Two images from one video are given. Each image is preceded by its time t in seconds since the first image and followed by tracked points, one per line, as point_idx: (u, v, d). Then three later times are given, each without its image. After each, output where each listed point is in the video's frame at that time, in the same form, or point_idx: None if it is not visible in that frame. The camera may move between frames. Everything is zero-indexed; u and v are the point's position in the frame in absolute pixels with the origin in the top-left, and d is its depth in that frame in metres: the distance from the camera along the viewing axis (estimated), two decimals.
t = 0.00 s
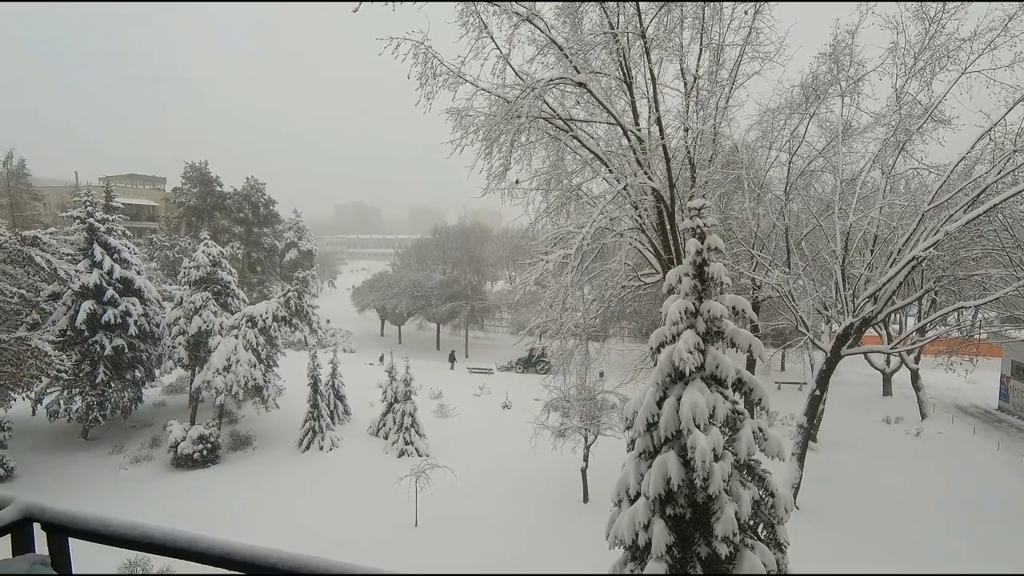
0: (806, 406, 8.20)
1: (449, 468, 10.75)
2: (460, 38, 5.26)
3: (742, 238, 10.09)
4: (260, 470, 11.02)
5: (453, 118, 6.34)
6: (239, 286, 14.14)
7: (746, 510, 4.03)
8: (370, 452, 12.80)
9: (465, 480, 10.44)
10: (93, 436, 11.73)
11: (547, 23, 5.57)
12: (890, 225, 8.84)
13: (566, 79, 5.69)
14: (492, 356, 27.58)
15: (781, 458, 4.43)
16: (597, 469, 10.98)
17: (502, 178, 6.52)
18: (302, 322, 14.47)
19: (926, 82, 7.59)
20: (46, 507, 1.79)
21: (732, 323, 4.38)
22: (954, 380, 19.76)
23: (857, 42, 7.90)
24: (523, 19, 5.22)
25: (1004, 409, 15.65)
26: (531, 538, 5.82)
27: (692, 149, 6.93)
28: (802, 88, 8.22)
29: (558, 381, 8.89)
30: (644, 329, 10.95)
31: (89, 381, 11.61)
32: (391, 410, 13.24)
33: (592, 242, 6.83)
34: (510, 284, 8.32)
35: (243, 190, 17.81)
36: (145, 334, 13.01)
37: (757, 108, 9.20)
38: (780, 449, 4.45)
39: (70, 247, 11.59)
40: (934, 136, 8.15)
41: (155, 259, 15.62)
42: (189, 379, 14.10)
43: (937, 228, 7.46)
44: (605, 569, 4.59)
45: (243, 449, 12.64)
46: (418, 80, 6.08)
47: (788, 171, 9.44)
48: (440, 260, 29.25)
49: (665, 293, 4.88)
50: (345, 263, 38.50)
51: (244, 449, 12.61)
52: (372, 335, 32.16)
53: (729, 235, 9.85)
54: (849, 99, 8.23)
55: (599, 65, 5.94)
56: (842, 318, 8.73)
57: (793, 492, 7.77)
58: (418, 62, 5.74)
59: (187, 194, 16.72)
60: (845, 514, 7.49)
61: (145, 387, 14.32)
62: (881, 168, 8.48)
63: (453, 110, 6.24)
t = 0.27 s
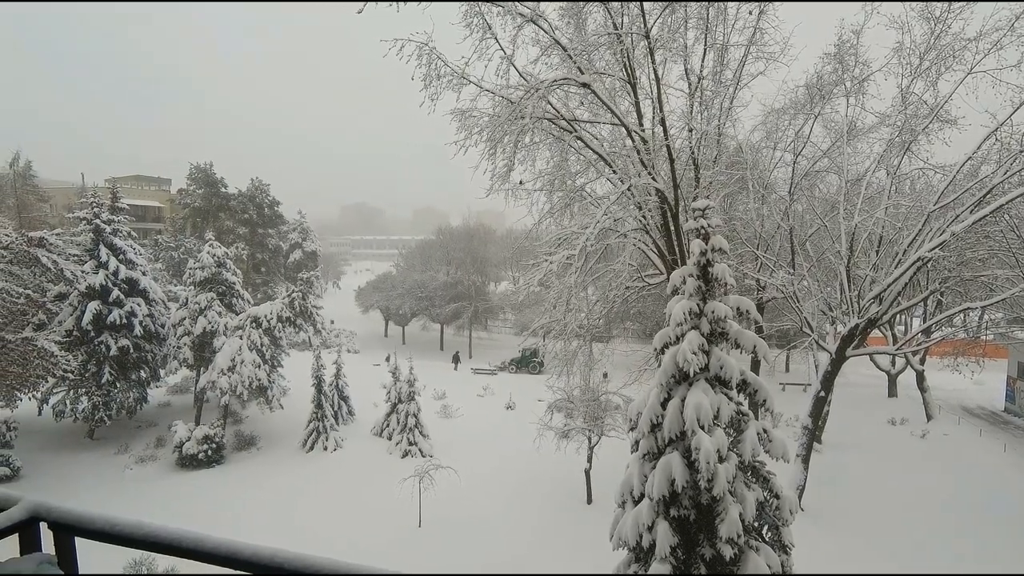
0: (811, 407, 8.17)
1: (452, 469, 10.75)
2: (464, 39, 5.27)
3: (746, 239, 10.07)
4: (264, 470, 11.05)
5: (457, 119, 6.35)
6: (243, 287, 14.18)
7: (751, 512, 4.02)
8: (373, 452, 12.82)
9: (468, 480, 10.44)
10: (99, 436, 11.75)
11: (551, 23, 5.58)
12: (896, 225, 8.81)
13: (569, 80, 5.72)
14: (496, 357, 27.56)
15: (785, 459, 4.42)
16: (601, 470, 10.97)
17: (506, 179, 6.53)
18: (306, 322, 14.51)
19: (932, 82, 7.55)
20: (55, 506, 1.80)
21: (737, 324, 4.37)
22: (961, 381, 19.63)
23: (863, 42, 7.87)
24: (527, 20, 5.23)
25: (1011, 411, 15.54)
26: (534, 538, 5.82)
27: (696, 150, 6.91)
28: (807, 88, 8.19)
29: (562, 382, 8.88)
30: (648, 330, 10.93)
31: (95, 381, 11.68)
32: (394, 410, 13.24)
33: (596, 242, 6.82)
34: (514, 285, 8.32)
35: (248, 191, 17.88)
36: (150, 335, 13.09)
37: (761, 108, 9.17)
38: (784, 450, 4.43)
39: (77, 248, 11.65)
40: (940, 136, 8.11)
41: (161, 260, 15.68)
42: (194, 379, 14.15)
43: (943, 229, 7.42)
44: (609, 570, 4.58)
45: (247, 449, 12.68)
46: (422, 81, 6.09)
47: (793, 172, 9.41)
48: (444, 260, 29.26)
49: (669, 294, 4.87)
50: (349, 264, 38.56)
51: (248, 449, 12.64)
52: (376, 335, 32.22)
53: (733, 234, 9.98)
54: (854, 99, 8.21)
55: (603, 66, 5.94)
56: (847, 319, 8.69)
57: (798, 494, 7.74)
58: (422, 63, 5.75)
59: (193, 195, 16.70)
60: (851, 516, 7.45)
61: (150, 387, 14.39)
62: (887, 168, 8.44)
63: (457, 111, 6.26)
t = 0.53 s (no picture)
0: (813, 407, 8.15)
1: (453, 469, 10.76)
2: (465, 39, 5.27)
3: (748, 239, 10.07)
4: (265, 469, 11.06)
5: (459, 118, 6.35)
6: (244, 287, 14.18)
7: (752, 512, 4.01)
8: (375, 452, 12.82)
9: (470, 480, 10.44)
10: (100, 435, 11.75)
11: (553, 23, 5.58)
12: (898, 225, 8.80)
13: (572, 79, 5.71)
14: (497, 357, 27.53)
15: (787, 459, 4.42)
16: (602, 469, 10.97)
17: (508, 179, 6.53)
18: (308, 322, 14.56)
19: (934, 82, 7.54)
20: (55, 507, 1.80)
21: (738, 324, 4.37)
22: (962, 381, 19.59)
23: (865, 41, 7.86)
24: (529, 19, 5.22)
25: (1013, 411, 15.51)
26: (535, 538, 5.82)
27: (698, 150, 6.91)
28: (809, 88, 8.18)
29: (563, 381, 8.89)
30: (649, 330, 10.92)
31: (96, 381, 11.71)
32: (396, 410, 13.24)
33: (598, 242, 6.83)
34: (515, 285, 8.31)
35: (249, 191, 17.91)
36: (152, 334, 13.08)
37: (763, 108, 9.16)
38: (786, 450, 4.43)
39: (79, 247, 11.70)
40: (942, 135, 8.11)
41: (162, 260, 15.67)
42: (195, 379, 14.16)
43: (945, 228, 7.41)
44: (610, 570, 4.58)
45: (248, 448, 12.69)
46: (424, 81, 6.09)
47: (794, 171, 9.41)
48: (445, 260, 29.24)
49: (670, 294, 4.87)
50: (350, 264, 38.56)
51: (249, 449, 12.65)
52: (377, 335, 32.25)
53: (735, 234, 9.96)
54: (856, 99, 8.19)
55: (604, 65, 5.94)
56: (849, 319, 8.69)
57: (800, 494, 7.74)
58: (424, 63, 5.75)
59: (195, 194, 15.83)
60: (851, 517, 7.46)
61: (152, 387, 14.40)
62: (889, 168, 8.44)
63: (459, 110, 6.26)
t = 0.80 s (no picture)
0: (810, 404, 8.18)
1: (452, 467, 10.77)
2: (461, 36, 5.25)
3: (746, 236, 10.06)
4: (263, 468, 11.05)
5: (455, 116, 6.34)
6: (242, 286, 14.12)
7: (751, 509, 4.02)
8: (373, 451, 12.82)
9: (468, 478, 10.44)
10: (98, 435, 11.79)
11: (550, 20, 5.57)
12: (895, 222, 8.82)
13: (569, 76, 5.69)
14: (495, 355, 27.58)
15: (785, 456, 4.43)
16: (600, 467, 10.99)
17: (505, 176, 6.55)
18: (306, 321, 14.45)
19: (931, 78, 7.55)
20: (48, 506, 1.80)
21: (736, 320, 4.38)
22: (959, 377, 19.67)
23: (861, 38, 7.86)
24: (526, 17, 5.23)
25: (1009, 407, 15.58)
26: (533, 536, 5.81)
27: (695, 147, 6.90)
28: (806, 84, 8.18)
29: (561, 379, 8.92)
30: (647, 327, 10.94)
31: (93, 380, 11.70)
32: (394, 408, 13.23)
33: (595, 239, 6.84)
34: (513, 282, 8.32)
35: (245, 189, 17.84)
36: (149, 334, 13.02)
37: (760, 105, 9.18)
38: (784, 447, 4.45)
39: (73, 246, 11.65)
40: (938, 132, 8.12)
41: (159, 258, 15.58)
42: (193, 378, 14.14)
43: (941, 225, 7.42)
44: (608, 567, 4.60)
45: (247, 447, 12.68)
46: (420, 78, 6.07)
47: (791, 168, 9.42)
48: (443, 258, 29.27)
49: (669, 291, 4.87)
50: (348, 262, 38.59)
51: (248, 448, 12.65)
52: (375, 333, 32.26)
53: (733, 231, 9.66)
54: (853, 96, 8.20)
55: (601, 62, 5.99)
56: (846, 315, 8.72)
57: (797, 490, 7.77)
58: (421, 60, 5.74)
59: (191, 193, 16.17)
60: (849, 513, 7.48)
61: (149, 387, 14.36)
62: (885, 165, 8.45)
63: (456, 108, 6.25)
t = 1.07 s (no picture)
0: (804, 396, 8.22)
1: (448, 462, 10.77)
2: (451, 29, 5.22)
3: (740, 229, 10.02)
4: (259, 466, 11.03)
5: (447, 110, 6.31)
6: (235, 283, 14.02)
7: (746, 501, 4.05)
8: (369, 447, 12.81)
9: (464, 474, 10.44)
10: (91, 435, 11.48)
11: (541, 13, 5.56)
12: (887, 213, 8.86)
13: (561, 69, 5.68)
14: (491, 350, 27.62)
15: (779, 448, 4.46)
16: (596, 461, 11.03)
17: (497, 171, 6.59)
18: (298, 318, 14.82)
19: (923, 69, 7.59)
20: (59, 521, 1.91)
21: (729, 313, 4.40)
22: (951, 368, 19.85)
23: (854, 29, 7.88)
24: (516, 9, 5.22)
25: (1000, 396, 15.75)
26: (529, 530, 5.83)
27: (688, 140, 6.90)
28: (799, 76, 8.20)
29: (556, 373, 8.93)
30: (641, 321, 10.96)
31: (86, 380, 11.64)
32: (389, 405, 13.22)
33: (589, 234, 6.84)
34: (507, 277, 8.31)
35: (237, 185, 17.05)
36: (141, 332, 12.86)
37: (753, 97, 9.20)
38: (778, 438, 4.48)
39: (63, 244, 11.66)
40: (930, 123, 8.16)
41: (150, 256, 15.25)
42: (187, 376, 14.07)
43: (933, 216, 7.46)
44: (603, 560, 4.62)
45: (242, 445, 12.65)
46: (411, 71, 6.02)
47: (784, 161, 9.44)
48: (438, 254, 29.27)
49: (662, 284, 4.89)
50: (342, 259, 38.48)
51: (243, 446, 12.61)
52: (370, 330, 32.22)
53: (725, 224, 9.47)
54: (846, 88, 8.23)
55: (594, 54, 5.94)
56: (840, 307, 8.77)
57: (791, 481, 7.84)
58: (412, 54, 5.69)
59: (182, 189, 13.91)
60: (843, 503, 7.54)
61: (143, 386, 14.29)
62: (878, 156, 8.50)
63: (448, 102, 6.22)
